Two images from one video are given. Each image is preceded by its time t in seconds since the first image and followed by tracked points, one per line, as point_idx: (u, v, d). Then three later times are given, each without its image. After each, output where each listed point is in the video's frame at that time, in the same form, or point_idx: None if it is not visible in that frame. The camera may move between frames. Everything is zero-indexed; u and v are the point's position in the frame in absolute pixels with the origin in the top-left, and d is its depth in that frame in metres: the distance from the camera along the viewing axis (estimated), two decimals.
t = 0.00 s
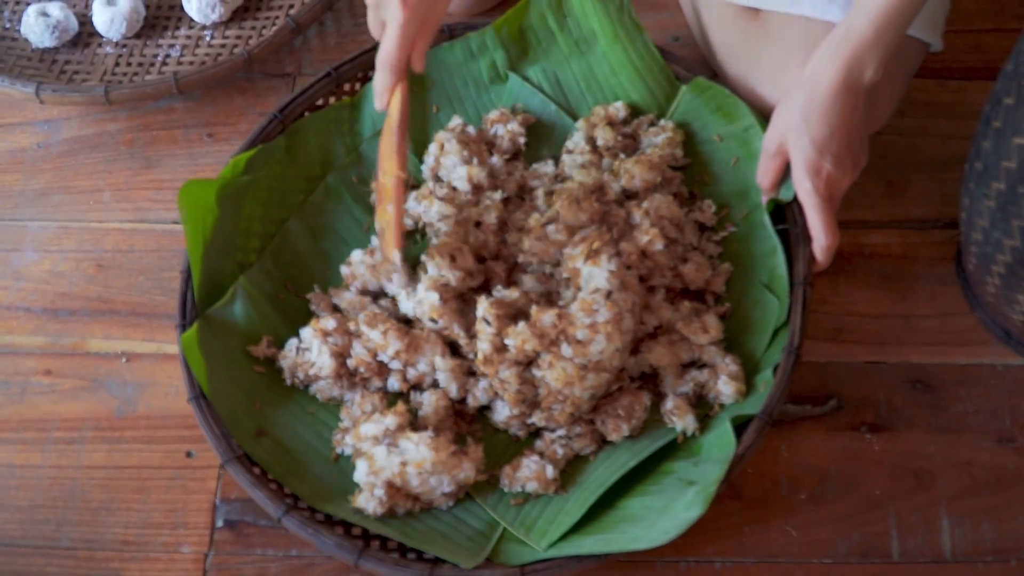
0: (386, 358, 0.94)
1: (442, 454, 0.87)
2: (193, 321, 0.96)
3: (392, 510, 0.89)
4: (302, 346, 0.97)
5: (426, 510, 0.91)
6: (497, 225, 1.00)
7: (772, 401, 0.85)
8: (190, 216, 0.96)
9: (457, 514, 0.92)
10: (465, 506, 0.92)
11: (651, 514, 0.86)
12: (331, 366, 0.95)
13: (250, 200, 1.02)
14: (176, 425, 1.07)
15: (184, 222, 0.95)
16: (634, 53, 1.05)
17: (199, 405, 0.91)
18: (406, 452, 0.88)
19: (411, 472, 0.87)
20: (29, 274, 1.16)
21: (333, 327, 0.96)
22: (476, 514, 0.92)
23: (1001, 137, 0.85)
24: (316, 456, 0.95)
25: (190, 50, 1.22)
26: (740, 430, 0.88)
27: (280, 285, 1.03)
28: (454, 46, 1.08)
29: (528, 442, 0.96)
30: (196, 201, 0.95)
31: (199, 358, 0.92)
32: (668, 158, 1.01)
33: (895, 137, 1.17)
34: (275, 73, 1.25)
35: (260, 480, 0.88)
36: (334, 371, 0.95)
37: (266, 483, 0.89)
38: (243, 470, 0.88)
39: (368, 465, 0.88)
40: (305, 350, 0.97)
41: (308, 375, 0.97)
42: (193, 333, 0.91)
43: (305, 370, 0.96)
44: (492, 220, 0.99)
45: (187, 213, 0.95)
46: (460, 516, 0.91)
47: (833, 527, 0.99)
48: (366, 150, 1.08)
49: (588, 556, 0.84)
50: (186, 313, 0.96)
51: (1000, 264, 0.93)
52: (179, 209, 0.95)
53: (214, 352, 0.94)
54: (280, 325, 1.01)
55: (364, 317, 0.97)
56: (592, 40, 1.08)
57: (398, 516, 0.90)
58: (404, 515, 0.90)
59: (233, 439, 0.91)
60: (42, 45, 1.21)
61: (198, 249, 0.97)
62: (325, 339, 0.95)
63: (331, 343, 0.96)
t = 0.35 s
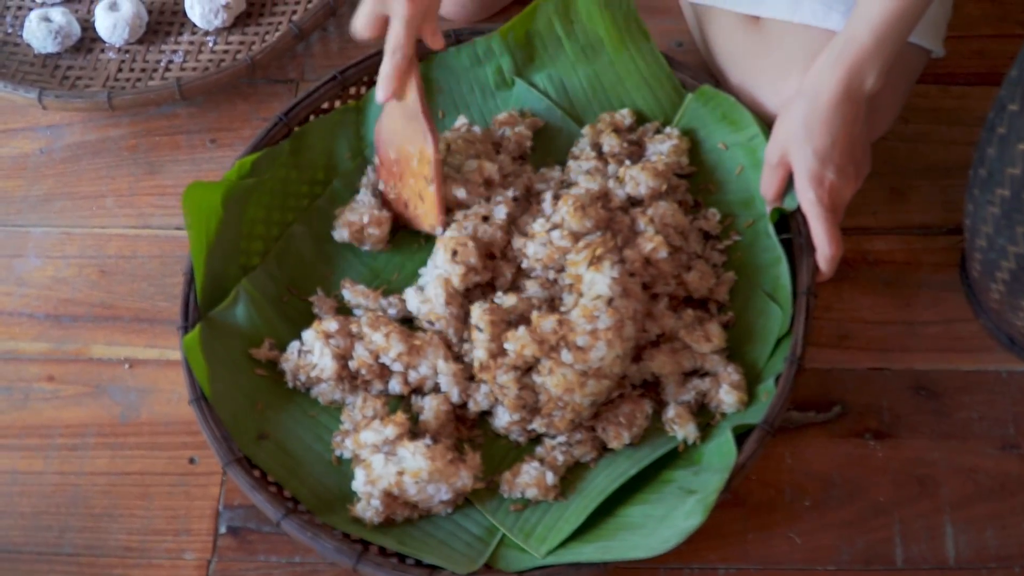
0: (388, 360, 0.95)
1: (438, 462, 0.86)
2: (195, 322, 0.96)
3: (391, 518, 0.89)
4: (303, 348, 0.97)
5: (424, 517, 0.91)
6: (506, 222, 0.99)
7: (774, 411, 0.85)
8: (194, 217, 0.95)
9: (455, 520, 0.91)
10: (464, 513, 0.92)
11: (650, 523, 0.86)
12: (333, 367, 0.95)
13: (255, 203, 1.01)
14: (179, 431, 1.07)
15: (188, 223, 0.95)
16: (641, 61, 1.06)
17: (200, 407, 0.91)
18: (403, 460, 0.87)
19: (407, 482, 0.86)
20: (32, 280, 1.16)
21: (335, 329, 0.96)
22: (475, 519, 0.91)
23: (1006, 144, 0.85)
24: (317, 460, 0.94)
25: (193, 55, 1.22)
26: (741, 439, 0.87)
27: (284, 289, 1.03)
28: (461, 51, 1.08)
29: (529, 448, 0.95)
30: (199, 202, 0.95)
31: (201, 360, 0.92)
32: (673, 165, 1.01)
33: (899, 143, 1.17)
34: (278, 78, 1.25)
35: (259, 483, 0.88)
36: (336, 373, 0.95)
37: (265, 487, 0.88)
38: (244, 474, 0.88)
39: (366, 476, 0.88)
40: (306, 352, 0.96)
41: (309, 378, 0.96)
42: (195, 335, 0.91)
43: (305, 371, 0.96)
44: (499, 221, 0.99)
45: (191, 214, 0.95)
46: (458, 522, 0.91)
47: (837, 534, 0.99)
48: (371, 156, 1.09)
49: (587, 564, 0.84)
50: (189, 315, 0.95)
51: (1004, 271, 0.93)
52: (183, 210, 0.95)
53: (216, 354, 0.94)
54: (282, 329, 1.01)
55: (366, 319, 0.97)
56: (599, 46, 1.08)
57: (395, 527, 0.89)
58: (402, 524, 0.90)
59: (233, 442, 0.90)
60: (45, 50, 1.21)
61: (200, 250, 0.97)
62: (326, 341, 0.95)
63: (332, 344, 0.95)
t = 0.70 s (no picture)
0: (391, 368, 0.95)
1: (442, 469, 0.86)
2: (198, 332, 0.96)
3: (394, 525, 0.89)
4: (306, 356, 0.97)
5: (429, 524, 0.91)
6: (508, 229, 1.00)
7: (777, 413, 0.85)
8: (195, 227, 0.95)
9: (460, 527, 0.91)
10: (471, 520, 0.91)
11: (656, 527, 0.86)
12: (336, 376, 0.95)
13: (255, 211, 1.01)
14: (182, 438, 1.07)
15: (190, 233, 0.95)
16: (639, 65, 1.05)
17: (203, 417, 0.91)
18: (406, 468, 0.87)
19: (411, 489, 0.86)
20: (35, 287, 1.16)
21: (337, 336, 0.96)
22: (481, 526, 0.91)
23: (1008, 148, 0.85)
24: (321, 467, 0.94)
25: (195, 62, 1.22)
26: (745, 442, 0.87)
27: (286, 296, 1.03)
28: (460, 57, 1.08)
29: (531, 455, 0.95)
30: (201, 211, 0.95)
31: (203, 370, 0.92)
32: (673, 169, 1.01)
33: (901, 148, 1.17)
34: (280, 84, 1.25)
35: (263, 491, 0.88)
36: (338, 382, 0.95)
37: (270, 496, 0.88)
38: (248, 482, 0.88)
39: (368, 483, 0.89)
40: (310, 361, 0.97)
41: (312, 386, 0.97)
42: (197, 345, 0.91)
43: (308, 381, 0.96)
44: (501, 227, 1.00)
45: (193, 224, 0.95)
46: (463, 528, 0.91)
47: (840, 539, 0.99)
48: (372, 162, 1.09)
49: (592, 569, 0.84)
50: (191, 325, 0.95)
51: (1006, 276, 0.93)
52: (185, 220, 0.95)
53: (218, 364, 0.94)
54: (284, 337, 1.01)
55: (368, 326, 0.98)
56: (597, 50, 1.08)
57: (399, 534, 0.89)
58: (406, 530, 0.90)
59: (237, 452, 0.90)
60: (47, 57, 1.21)
61: (202, 259, 0.97)
62: (329, 349, 0.95)
63: (336, 352, 0.96)
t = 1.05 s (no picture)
0: (391, 369, 0.95)
1: (443, 470, 0.86)
2: (198, 333, 0.95)
3: (394, 527, 0.89)
4: (307, 358, 0.97)
5: (430, 525, 0.91)
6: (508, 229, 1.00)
7: (777, 414, 0.85)
8: (195, 229, 0.95)
9: (460, 528, 0.91)
10: (473, 522, 0.91)
11: (656, 528, 0.86)
12: (336, 377, 0.95)
13: (256, 213, 1.01)
14: (182, 439, 1.07)
15: (191, 234, 0.95)
16: (639, 66, 1.05)
17: (205, 419, 0.91)
18: (406, 469, 0.88)
19: (412, 490, 0.86)
20: (35, 289, 1.16)
21: (338, 338, 0.96)
22: (481, 527, 0.91)
23: (1008, 148, 0.85)
24: (322, 468, 0.94)
25: (195, 64, 1.22)
26: (745, 443, 0.87)
27: (286, 298, 1.03)
28: (460, 58, 1.08)
29: (531, 456, 0.95)
30: (201, 213, 0.95)
31: (204, 371, 0.91)
32: (673, 170, 1.01)
33: (900, 148, 1.17)
34: (280, 86, 1.26)
35: (264, 492, 0.88)
36: (339, 383, 0.95)
37: (271, 497, 0.88)
38: (249, 483, 0.88)
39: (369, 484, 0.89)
40: (310, 362, 0.97)
41: (313, 388, 0.97)
42: (198, 346, 0.91)
43: (308, 382, 0.96)
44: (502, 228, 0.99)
45: (193, 225, 0.95)
46: (463, 529, 0.91)
47: (840, 539, 0.99)
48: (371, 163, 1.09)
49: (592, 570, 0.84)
50: (192, 326, 0.95)
51: (1006, 276, 0.93)
52: (185, 222, 0.95)
53: (219, 365, 0.94)
54: (285, 338, 1.01)
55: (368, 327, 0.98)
56: (598, 51, 1.08)
57: (399, 534, 0.89)
58: (406, 531, 0.90)
59: (239, 453, 0.90)
60: (46, 59, 1.21)
61: (203, 260, 0.97)
62: (330, 350, 0.95)
63: (336, 354, 0.96)
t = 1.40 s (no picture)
0: (391, 366, 0.95)
1: (442, 467, 0.87)
2: (199, 329, 0.96)
3: (394, 524, 0.89)
4: (307, 355, 0.97)
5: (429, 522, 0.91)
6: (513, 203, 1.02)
7: (777, 414, 0.85)
8: (196, 226, 0.95)
9: (460, 526, 0.91)
10: (472, 520, 0.92)
11: (655, 527, 0.86)
12: (337, 375, 0.95)
13: (257, 211, 1.01)
14: (183, 437, 1.08)
15: (191, 231, 0.95)
16: (641, 66, 1.05)
17: (204, 415, 0.91)
18: (406, 467, 0.88)
19: (411, 487, 0.87)
20: (37, 287, 1.17)
21: (338, 335, 0.96)
22: (480, 525, 0.91)
23: (1008, 147, 0.85)
24: (322, 466, 0.94)
25: (196, 63, 1.23)
26: (744, 442, 0.88)
27: (287, 295, 1.03)
28: (462, 57, 1.08)
29: (531, 455, 0.95)
30: (202, 210, 0.95)
31: (204, 368, 0.92)
32: (674, 170, 1.01)
33: (900, 148, 1.17)
34: (281, 85, 1.26)
35: (263, 489, 0.88)
36: (339, 380, 0.95)
37: (270, 494, 0.89)
38: (249, 480, 0.88)
39: (368, 481, 0.89)
40: (311, 359, 0.97)
41: (313, 385, 0.97)
42: (198, 342, 0.92)
43: (309, 381, 0.96)
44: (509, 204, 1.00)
45: (194, 222, 0.95)
46: (463, 527, 0.91)
47: (841, 538, 0.99)
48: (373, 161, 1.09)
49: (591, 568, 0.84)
50: (192, 323, 0.96)
51: (1006, 275, 0.93)
52: (186, 218, 0.95)
53: (220, 362, 0.94)
54: (285, 335, 1.01)
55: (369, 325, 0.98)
56: (599, 52, 1.08)
57: (399, 531, 0.89)
58: (405, 528, 0.90)
59: (238, 450, 0.91)
60: (48, 58, 1.21)
61: (204, 257, 0.97)
62: (330, 348, 0.95)
63: (336, 351, 0.96)
